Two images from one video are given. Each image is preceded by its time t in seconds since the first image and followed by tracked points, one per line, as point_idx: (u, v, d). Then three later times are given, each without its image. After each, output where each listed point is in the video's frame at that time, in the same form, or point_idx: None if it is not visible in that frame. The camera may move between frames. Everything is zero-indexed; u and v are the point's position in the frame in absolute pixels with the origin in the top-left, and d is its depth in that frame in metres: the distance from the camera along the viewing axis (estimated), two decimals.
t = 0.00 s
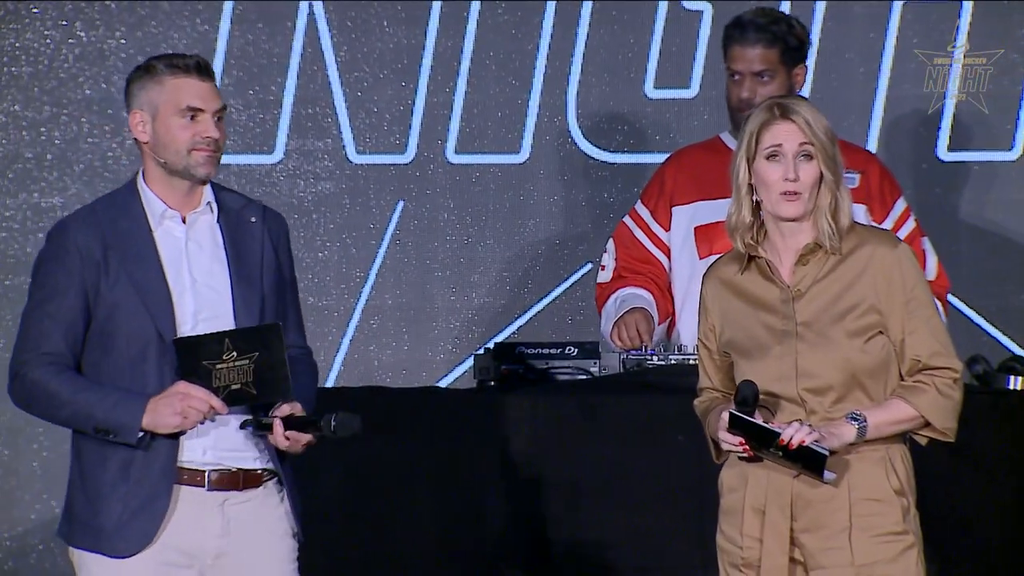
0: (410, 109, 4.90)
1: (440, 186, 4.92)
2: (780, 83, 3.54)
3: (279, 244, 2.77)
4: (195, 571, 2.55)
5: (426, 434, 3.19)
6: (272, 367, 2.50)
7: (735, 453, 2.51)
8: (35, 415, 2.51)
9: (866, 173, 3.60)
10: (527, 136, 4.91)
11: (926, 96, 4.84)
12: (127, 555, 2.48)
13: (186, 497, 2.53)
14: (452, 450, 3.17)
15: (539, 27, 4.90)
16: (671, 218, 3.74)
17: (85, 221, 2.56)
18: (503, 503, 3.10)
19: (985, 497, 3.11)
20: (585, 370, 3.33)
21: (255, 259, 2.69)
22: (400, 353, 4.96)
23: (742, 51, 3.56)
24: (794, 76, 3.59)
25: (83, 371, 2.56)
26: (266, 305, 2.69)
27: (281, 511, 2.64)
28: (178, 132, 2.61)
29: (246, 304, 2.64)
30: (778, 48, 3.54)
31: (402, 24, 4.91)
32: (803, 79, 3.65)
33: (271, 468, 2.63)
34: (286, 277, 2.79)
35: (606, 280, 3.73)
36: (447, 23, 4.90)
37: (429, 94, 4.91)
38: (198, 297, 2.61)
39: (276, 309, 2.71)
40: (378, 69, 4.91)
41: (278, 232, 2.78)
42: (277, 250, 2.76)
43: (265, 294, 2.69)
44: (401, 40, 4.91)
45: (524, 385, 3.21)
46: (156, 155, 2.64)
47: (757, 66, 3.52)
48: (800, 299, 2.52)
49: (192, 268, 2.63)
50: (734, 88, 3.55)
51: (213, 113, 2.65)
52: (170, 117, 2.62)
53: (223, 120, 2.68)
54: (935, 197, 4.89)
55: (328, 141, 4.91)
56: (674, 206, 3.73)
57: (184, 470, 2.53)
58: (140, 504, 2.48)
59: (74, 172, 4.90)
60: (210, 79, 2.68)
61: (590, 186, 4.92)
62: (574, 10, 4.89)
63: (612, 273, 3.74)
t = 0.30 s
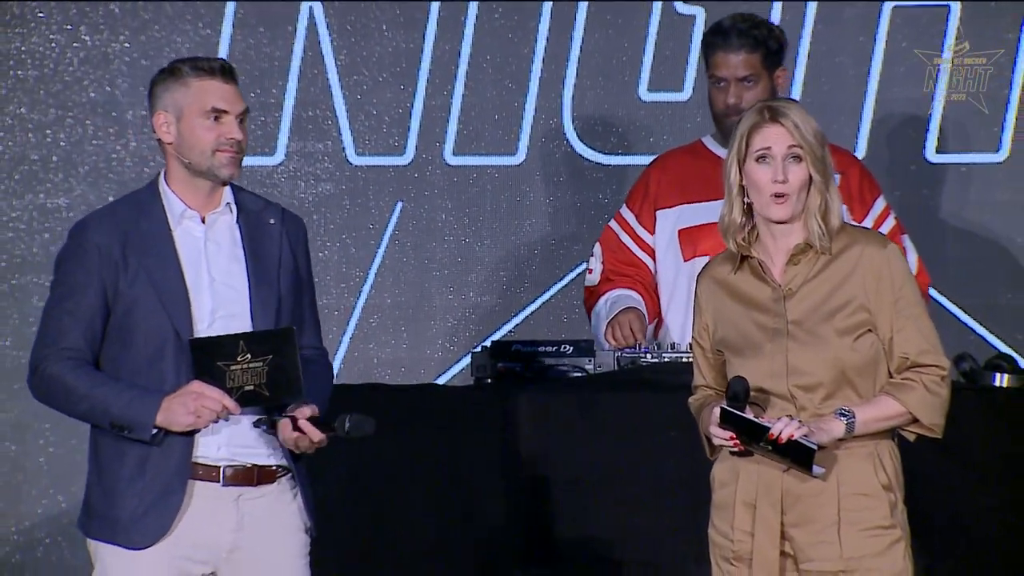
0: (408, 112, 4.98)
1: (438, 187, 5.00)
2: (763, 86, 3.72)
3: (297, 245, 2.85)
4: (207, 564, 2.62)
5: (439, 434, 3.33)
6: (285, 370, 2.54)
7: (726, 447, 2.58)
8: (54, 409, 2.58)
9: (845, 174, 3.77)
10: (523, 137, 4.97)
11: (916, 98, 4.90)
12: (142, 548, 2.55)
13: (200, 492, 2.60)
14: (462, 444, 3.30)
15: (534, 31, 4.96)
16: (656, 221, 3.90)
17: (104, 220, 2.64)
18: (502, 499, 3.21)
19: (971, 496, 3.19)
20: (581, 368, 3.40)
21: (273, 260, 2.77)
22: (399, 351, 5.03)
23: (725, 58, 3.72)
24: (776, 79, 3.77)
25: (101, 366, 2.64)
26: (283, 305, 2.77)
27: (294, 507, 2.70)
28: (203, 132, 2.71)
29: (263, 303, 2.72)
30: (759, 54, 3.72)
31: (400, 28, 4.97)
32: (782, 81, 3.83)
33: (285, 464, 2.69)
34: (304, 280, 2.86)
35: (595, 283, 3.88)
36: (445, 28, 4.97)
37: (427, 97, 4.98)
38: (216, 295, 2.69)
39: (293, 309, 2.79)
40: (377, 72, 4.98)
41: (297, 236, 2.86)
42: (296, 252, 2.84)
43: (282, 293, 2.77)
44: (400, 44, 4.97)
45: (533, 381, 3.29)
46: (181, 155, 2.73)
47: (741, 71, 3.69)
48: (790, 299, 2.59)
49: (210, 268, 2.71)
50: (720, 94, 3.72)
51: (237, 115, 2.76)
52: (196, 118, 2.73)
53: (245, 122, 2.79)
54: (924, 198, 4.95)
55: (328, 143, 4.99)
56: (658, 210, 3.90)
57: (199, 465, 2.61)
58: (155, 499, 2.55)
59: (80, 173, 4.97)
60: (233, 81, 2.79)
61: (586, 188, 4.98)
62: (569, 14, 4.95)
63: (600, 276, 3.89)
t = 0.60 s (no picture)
0: (412, 118, 5.15)
1: (440, 190, 5.15)
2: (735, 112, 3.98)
3: (314, 248, 3.04)
4: (229, 550, 2.78)
5: (439, 424, 3.46)
6: (309, 365, 2.73)
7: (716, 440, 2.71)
8: (81, 397, 2.74)
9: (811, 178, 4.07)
10: (520, 142, 5.13)
11: (895, 105, 5.06)
12: (168, 533, 2.71)
13: (223, 482, 2.76)
14: (462, 437, 3.44)
15: (531, 41, 5.13)
16: (635, 230, 4.20)
17: (135, 219, 2.82)
18: (501, 487, 3.39)
19: (948, 490, 3.34)
20: (576, 363, 3.55)
21: (294, 261, 2.96)
22: (404, 347, 5.18)
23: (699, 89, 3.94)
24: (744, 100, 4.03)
25: (128, 358, 2.81)
26: (302, 303, 2.95)
27: (312, 495, 2.87)
28: (230, 138, 2.91)
29: (284, 303, 2.90)
30: (730, 82, 3.94)
31: (404, 38, 5.15)
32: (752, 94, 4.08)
33: (302, 456, 2.86)
34: (320, 282, 3.05)
35: (580, 291, 4.21)
36: (448, 37, 5.14)
37: (429, 104, 5.15)
38: (239, 293, 2.87)
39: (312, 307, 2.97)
40: (381, 81, 5.15)
41: (315, 241, 3.05)
42: (313, 255, 3.03)
43: (302, 294, 2.95)
44: (403, 54, 5.15)
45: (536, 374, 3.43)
46: (208, 159, 2.92)
47: (714, 103, 3.92)
48: (777, 297, 2.73)
49: (235, 267, 2.88)
50: (697, 122, 3.99)
51: (262, 121, 2.97)
52: (223, 124, 2.92)
53: (269, 128, 2.99)
54: (903, 202, 5.10)
55: (335, 148, 5.16)
56: (636, 220, 4.20)
57: (222, 457, 2.77)
58: (180, 487, 2.72)
59: (96, 177, 5.18)
60: (258, 90, 2.99)
61: (580, 191, 5.13)
62: (564, 25, 5.12)
63: (584, 284, 4.22)
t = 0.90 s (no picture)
0: (415, 121, 5.27)
1: (442, 189, 5.27)
2: (706, 115, 4.33)
3: (324, 246, 3.18)
4: (241, 538, 2.90)
5: (442, 417, 3.58)
6: (319, 373, 2.85)
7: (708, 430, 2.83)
8: (99, 389, 2.85)
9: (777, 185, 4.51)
10: (520, 144, 5.26)
11: (882, 109, 5.20)
12: (181, 520, 2.83)
13: (236, 473, 2.88)
14: (464, 429, 3.55)
15: (531, 47, 5.25)
16: (613, 231, 4.60)
17: (153, 218, 2.93)
18: (501, 477, 3.49)
19: (934, 482, 3.44)
20: (574, 357, 3.69)
21: (306, 260, 3.09)
22: (408, 342, 5.32)
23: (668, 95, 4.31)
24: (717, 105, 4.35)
25: (144, 351, 2.92)
26: (313, 301, 3.08)
27: (321, 485, 2.99)
28: (245, 141, 3.03)
29: (296, 299, 3.02)
30: (698, 90, 4.27)
31: (408, 44, 5.27)
32: (725, 101, 4.38)
33: (312, 447, 2.99)
34: (330, 281, 3.20)
35: (563, 288, 4.57)
36: (451, 43, 5.27)
37: (433, 108, 5.27)
38: (253, 290, 3.00)
39: (322, 304, 3.11)
40: (386, 85, 5.27)
41: (326, 241, 3.18)
42: (324, 256, 3.16)
43: (313, 291, 3.09)
44: (407, 59, 5.27)
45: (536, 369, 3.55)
46: (224, 161, 3.05)
47: (684, 108, 4.28)
48: (767, 293, 2.84)
49: (249, 265, 3.02)
50: (668, 124, 4.36)
51: (276, 125, 3.09)
52: (238, 127, 3.05)
53: (284, 132, 3.12)
54: (889, 202, 5.24)
55: (341, 151, 5.29)
56: (615, 222, 4.60)
57: (235, 448, 2.89)
58: (194, 476, 2.84)
59: (112, 178, 5.30)
60: (273, 95, 3.12)
61: (578, 191, 5.27)
62: (564, 31, 5.24)
63: (565, 282, 4.58)
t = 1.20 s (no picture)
0: (416, 118, 5.35)
1: (443, 184, 5.35)
2: (655, 105, 4.51)
3: (326, 240, 3.26)
4: (245, 526, 2.98)
5: (441, 408, 3.65)
6: (319, 375, 2.91)
7: (702, 419, 2.90)
8: (105, 380, 2.93)
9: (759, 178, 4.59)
10: (520, 139, 5.34)
11: (871, 106, 5.28)
12: (186, 507, 2.91)
13: (239, 461, 2.97)
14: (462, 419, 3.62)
15: (530, 46, 5.34)
16: (596, 225, 4.66)
17: (159, 213, 3.02)
18: (498, 466, 3.57)
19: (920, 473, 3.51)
20: (572, 348, 3.78)
21: (308, 254, 3.18)
22: (409, 333, 5.39)
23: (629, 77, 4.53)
24: (671, 103, 4.51)
25: (150, 344, 3.01)
26: (315, 294, 3.17)
27: (322, 473, 3.08)
28: (247, 137, 3.11)
29: (298, 292, 3.11)
30: (653, 77, 4.48)
31: (409, 43, 5.35)
32: (683, 105, 4.53)
33: (313, 437, 3.07)
34: (332, 274, 3.28)
35: (548, 282, 4.65)
36: (451, 42, 5.35)
37: (433, 105, 5.35)
38: (257, 282, 3.08)
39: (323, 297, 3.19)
40: (387, 83, 5.36)
41: (328, 236, 3.27)
42: (326, 250, 3.25)
43: (315, 284, 3.17)
44: (408, 57, 5.35)
45: (532, 360, 3.63)
46: (227, 157, 3.13)
47: (635, 90, 4.49)
48: (760, 286, 2.91)
49: (252, 259, 3.10)
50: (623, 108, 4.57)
51: (278, 122, 3.17)
52: (241, 124, 3.13)
53: (286, 128, 3.20)
54: (880, 197, 5.32)
55: (344, 147, 5.36)
56: (597, 216, 4.67)
57: (238, 437, 2.98)
58: (199, 463, 2.93)
59: (120, 173, 5.39)
60: (276, 93, 3.20)
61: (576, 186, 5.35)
62: (561, 30, 5.33)
63: (551, 276, 4.67)
